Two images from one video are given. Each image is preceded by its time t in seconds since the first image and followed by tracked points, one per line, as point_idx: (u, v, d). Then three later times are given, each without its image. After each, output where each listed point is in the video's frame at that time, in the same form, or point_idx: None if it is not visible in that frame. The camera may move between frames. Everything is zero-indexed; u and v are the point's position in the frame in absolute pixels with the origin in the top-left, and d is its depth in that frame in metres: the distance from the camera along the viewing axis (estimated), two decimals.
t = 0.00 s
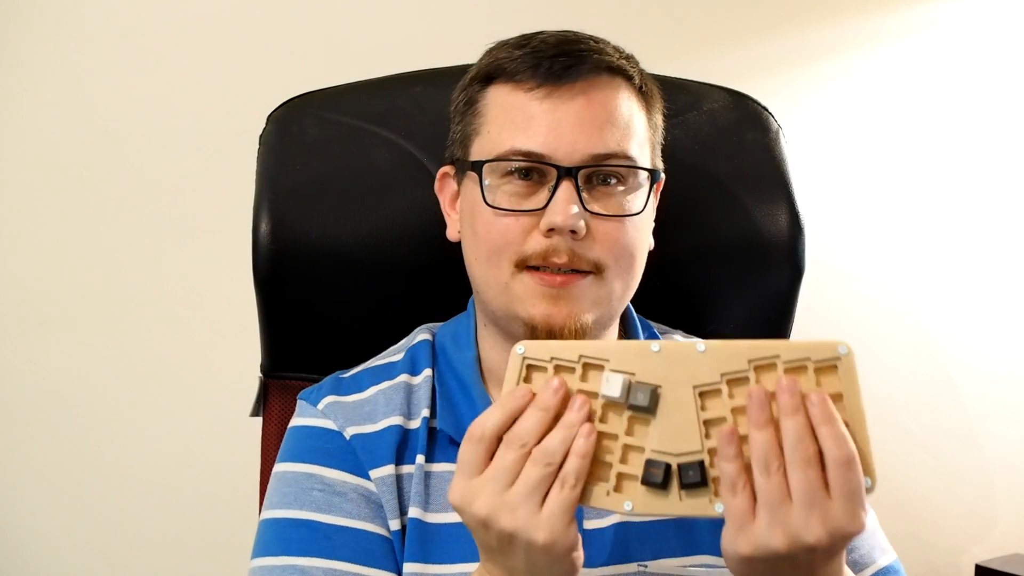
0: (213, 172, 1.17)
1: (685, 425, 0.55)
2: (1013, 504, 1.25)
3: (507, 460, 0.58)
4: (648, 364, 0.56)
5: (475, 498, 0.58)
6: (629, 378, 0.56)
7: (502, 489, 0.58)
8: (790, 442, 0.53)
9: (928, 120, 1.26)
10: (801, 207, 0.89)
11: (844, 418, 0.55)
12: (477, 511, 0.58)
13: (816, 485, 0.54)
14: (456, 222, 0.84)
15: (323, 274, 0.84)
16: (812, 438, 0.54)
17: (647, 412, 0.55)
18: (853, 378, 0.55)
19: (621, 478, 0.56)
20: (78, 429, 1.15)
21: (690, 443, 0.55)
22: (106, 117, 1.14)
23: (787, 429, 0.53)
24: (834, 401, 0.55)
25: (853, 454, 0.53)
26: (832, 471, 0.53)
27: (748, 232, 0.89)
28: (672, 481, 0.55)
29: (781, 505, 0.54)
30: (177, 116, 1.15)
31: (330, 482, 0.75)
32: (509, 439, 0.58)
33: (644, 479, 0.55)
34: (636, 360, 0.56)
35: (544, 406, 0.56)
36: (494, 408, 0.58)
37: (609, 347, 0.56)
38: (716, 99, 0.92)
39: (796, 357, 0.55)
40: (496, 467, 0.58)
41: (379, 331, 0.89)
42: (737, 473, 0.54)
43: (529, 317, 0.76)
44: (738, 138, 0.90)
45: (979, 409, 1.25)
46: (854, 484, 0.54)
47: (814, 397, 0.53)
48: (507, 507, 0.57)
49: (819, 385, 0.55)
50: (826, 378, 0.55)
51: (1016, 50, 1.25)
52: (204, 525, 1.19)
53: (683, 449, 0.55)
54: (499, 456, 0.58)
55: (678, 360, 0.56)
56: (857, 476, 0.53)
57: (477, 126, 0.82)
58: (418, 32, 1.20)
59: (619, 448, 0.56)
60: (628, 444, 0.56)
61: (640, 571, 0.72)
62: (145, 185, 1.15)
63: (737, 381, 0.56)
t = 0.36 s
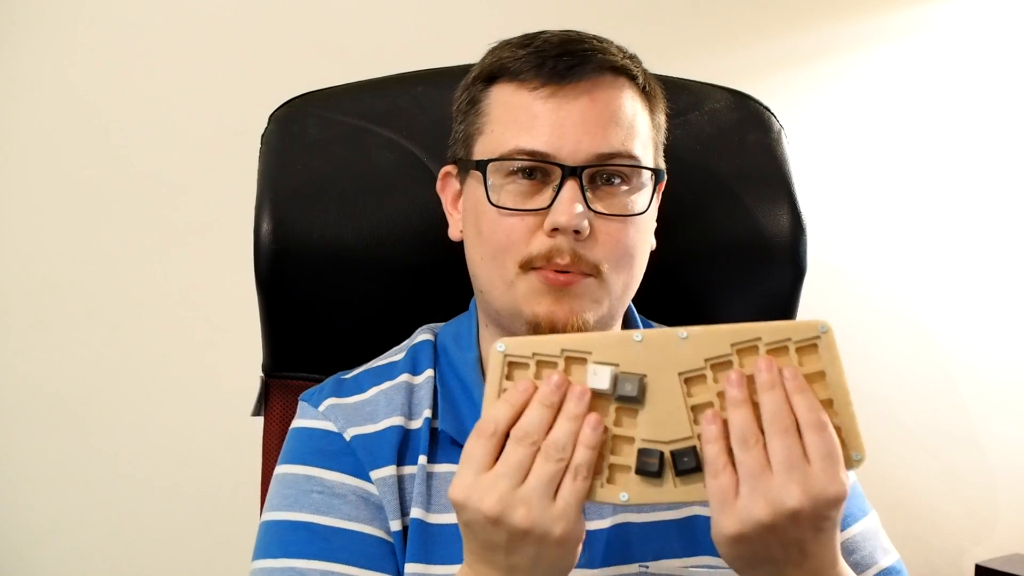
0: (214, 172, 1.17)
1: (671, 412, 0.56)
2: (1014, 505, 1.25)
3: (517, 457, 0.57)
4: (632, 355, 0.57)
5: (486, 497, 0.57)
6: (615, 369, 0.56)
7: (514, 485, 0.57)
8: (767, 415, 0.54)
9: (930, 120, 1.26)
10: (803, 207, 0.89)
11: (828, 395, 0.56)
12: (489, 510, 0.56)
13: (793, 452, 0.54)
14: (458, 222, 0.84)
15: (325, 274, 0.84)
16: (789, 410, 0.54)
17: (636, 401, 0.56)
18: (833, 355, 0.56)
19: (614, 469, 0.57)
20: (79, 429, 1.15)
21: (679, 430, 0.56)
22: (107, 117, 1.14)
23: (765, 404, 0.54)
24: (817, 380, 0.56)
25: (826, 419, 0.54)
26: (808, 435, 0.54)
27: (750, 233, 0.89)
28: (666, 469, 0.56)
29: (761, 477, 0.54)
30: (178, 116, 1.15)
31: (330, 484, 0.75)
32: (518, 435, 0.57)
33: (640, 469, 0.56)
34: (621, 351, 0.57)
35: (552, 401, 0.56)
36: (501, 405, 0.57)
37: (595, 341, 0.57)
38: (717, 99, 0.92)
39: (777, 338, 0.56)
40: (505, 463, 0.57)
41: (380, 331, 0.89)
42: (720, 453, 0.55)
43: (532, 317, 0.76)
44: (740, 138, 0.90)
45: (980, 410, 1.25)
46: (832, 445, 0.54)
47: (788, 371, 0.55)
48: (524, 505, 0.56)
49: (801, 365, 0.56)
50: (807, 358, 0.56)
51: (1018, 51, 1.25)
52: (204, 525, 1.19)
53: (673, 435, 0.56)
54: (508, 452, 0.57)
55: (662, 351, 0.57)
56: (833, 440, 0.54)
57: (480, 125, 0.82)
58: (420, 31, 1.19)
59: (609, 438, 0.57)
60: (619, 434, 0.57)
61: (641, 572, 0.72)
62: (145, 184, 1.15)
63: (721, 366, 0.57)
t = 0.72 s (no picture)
0: (213, 172, 1.17)
1: (676, 433, 0.56)
2: (1014, 504, 1.25)
3: (519, 475, 0.57)
4: (639, 374, 0.56)
5: (485, 513, 0.57)
6: (622, 390, 0.56)
7: (515, 502, 0.58)
8: (775, 441, 0.54)
9: (930, 119, 1.26)
10: (802, 207, 0.89)
11: (836, 420, 0.55)
12: (487, 526, 0.57)
13: (800, 479, 0.54)
14: (455, 222, 0.85)
15: (324, 275, 0.84)
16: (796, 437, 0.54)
17: (641, 422, 0.56)
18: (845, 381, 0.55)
19: (617, 490, 0.57)
20: (79, 428, 1.15)
21: (683, 451, 0.56)
22: (106, 117, 1.14)
23: (771, 430, 0.54)
24: (826, 405, 0.55)
25: (832, 445, 0.54)
26: (814, 462, 0.54)
27: (749, 233, 0.89)
28: (670, 490, 0.56)
29: (767, 504, 0.54)
30: (177, 116, 1.16)
31: (326, 487, 0.75)
32: (521, 454, 0.57)
33: (643, 491, 0.55)
34: (627, 371, 0.56)
35: (557, 423, 0.56)
36: (506, 422, 0.57)
37: (600, 358, 0.56)
38: (716, 99, 0.92)
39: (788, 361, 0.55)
40: (507, 480, 0.58)
41: (379, 331, 0.89)
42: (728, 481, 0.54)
43: (531, 320, 0.76)
44: (739, 138, 0.90)
45: (980, 409, 1.25)
46: (839, 472, 0.54)
47: (794, 398, 0.55)
48: (524, 524, 0.57)
49: (811, 389, 0.55)
50: (817, 382, 0.55)
51: (1017, 50, 1.25)
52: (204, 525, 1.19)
53: (679, 458, 0.56)
54: (509, 470, 0.58)
55: (669, 370, 0.56)
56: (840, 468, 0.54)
57: (478, 127, 0.82)
58: (419, 31, 1.19)
59: (613, 459, 0.57)
60: (623, 455, 0.56)
61: (638, 571, 0.72)
62: (145, 185, 1.15)
63: (729, 388, 0.56)
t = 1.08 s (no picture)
0: (214, 172, 1.17)
1: (680, 434, 0.55)
2: (1013, 504, 1.25)
3: (523, 480, 0.57)
4: (641, 375, 0.56)
5: (489, 521, 0.57)
6: (624, 392, 0.56)
7: (520, 507, 0.57)
8: (781, 442, 0.54)
9: (931, 120, 1.26)
10: (802, 207, 0.89)
11: (841, 420, 0.55)
12: (492, 534, 0.57)
13: (808, 479, 0.54)
14: (456, 223, 0.85)
15: (325, 275, 0.84)
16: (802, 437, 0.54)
17: (645, 423, 0.56)
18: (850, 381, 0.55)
19: (621, 492, 0.57)
20: (79, 428, 1.15)
21: (687, 453, 0.55)
22: (106, 116, 1.14)
23: (777, 430, 0.54)
24: (831, 404, 0.55)
25: (839, 445, 0.54)
26: (822, 462, 0.54)
27: (749, 233, 0.89)
28: (675, 492, 0.55)
29: (774, 504, 0.54)
30: (177, 116, 1.15)
31: (327, 487, 0.75)
32: (524, 458, 0.57)
33: (648, 493, 0.55)
34: (629, 372, 0.56)
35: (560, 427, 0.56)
36: (508, 426, 0.57)
37: (602, 360, 0.57)
38: (717, 99, 0.92)
39: (792, 360, 0.55)
40: (510, 486, 0.57)
41: (379, 332, 0.89)
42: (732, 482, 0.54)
43: (534, 323, 0.76)
44: (739, 138, 0.90)
45: (980, 409, 1.25)
46: (846, 472, 0.54)
47: (801, 398, 0.54)
48: (531, 530, 0.57)
49: (815, 389, 0.55)
50: (821, 382, 0.55)
51: (1017, 51, 1.25)
52: (204, 525, 1.19)
53: (683, 460, 0.55)
54: (512, 475, 0.58)
55: (672, 370, 0.56)
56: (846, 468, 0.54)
57: (481, 129, 0.82)
58: (419, 31, 1.19)
59: (618, 461, 0.57)
60: (627, 457, 0.56)
61: (639, 572, 0.72)
62: (145, 185, 1.15)
63: (733, 388, 0.56)
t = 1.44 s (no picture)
0: (213, 172, 1.17)
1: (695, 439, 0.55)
2: (1014, 504, 1.25)
3: (530, 468, 0.57)
4: (662, 381, 0.58)
5: (491, 501, 0.58)
6: (645, 395, 0.57)
7: (522, 492, 0.58)
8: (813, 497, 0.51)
9: (931, 120, 1.26)
10: (802, 207, 0.89)
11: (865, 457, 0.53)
12: (490, 513, 0.57)
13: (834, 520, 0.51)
14: (458, 223, 0.85)
15: (325, 275, 0.84)
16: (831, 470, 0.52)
17: (662, 426, 0.56)
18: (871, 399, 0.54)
19: (632, 494, 0.56)
20: (79, 428, 1.15)
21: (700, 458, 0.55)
22: (106, 116, 1.14)
23: (808, 484, 0.51)
24: (849, 419, 0.54)
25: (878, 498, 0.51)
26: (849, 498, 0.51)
27: (750, 233, 0.89)
28: (680, 493, 0.54)
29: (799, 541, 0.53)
30: (178, 116, 1.15)
31: (327, 487, 0.75)
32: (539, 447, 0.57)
33: (652, 489, 0.54)
34: (654, 377, 0.58)
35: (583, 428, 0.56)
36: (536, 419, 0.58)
37: (631, 367, 0.58)
38: (717, 99, 0.92)
39: (814, 379, 0.55)
40: (517, 471, 0.58)
41: (379, 332, 0.89)
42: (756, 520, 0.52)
43: (546, 324, 0.76)
44: (739, 138, 0.90)
45: (981, 409, 1.25)
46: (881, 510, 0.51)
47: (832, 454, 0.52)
48: (524, 514, 0.57)
49: (836, 406, 0.55)
50: (845, 398, 0.55)
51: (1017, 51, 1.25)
52: (204, 525, 1.19)
53: (694, 463, 0.55)
54: (523, 462, 0.58)
55: (691, 377, 0.57)
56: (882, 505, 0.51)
57: (487, 131, 0.81)
58: (418, 32, 1.19)
59: (632, 464, 0.56)
60: (642, 460, 0.56)
61: (639, 572, 0.72)
62: (144, 185, 1.15)
63: (756, 401, 0.56)
